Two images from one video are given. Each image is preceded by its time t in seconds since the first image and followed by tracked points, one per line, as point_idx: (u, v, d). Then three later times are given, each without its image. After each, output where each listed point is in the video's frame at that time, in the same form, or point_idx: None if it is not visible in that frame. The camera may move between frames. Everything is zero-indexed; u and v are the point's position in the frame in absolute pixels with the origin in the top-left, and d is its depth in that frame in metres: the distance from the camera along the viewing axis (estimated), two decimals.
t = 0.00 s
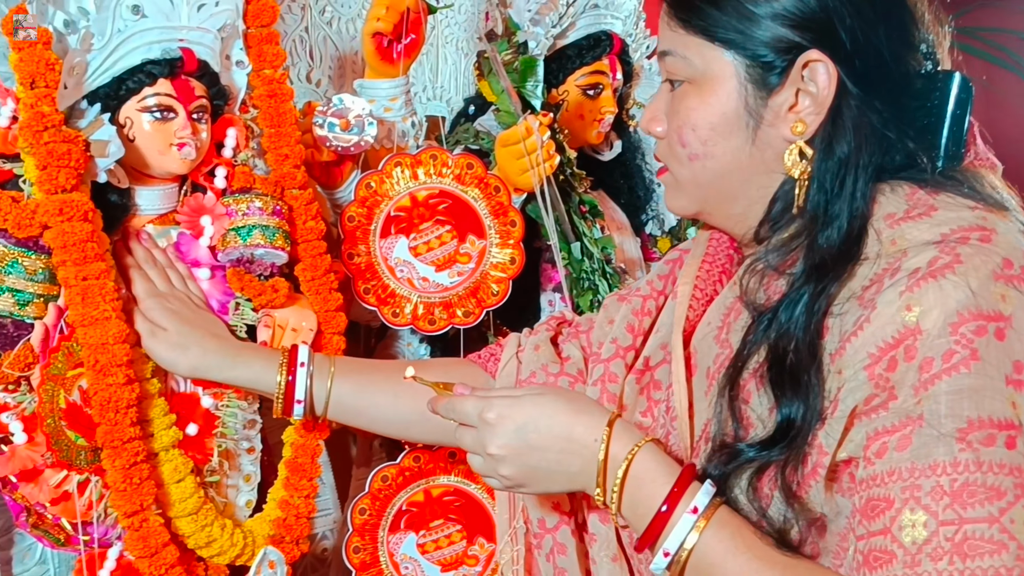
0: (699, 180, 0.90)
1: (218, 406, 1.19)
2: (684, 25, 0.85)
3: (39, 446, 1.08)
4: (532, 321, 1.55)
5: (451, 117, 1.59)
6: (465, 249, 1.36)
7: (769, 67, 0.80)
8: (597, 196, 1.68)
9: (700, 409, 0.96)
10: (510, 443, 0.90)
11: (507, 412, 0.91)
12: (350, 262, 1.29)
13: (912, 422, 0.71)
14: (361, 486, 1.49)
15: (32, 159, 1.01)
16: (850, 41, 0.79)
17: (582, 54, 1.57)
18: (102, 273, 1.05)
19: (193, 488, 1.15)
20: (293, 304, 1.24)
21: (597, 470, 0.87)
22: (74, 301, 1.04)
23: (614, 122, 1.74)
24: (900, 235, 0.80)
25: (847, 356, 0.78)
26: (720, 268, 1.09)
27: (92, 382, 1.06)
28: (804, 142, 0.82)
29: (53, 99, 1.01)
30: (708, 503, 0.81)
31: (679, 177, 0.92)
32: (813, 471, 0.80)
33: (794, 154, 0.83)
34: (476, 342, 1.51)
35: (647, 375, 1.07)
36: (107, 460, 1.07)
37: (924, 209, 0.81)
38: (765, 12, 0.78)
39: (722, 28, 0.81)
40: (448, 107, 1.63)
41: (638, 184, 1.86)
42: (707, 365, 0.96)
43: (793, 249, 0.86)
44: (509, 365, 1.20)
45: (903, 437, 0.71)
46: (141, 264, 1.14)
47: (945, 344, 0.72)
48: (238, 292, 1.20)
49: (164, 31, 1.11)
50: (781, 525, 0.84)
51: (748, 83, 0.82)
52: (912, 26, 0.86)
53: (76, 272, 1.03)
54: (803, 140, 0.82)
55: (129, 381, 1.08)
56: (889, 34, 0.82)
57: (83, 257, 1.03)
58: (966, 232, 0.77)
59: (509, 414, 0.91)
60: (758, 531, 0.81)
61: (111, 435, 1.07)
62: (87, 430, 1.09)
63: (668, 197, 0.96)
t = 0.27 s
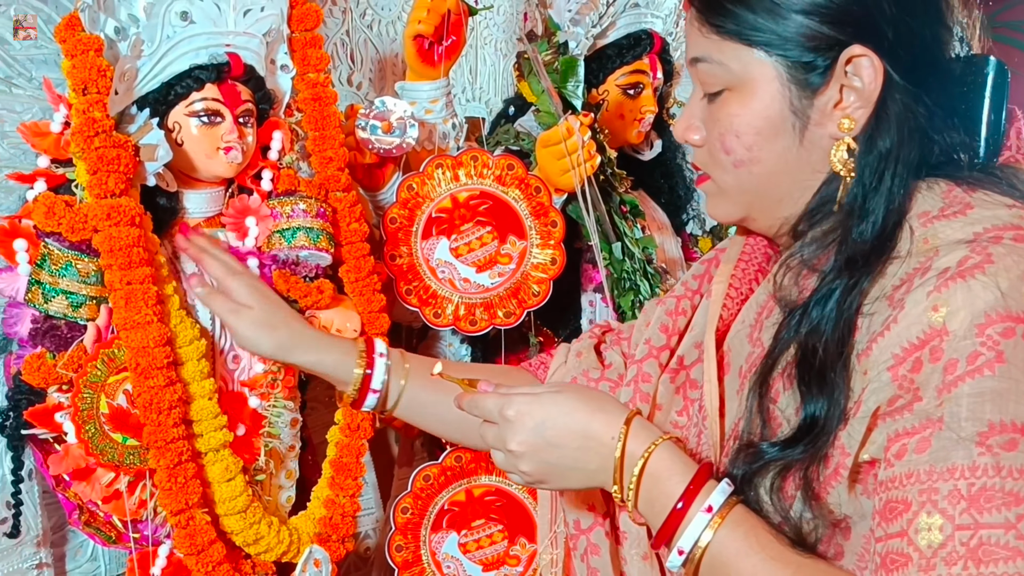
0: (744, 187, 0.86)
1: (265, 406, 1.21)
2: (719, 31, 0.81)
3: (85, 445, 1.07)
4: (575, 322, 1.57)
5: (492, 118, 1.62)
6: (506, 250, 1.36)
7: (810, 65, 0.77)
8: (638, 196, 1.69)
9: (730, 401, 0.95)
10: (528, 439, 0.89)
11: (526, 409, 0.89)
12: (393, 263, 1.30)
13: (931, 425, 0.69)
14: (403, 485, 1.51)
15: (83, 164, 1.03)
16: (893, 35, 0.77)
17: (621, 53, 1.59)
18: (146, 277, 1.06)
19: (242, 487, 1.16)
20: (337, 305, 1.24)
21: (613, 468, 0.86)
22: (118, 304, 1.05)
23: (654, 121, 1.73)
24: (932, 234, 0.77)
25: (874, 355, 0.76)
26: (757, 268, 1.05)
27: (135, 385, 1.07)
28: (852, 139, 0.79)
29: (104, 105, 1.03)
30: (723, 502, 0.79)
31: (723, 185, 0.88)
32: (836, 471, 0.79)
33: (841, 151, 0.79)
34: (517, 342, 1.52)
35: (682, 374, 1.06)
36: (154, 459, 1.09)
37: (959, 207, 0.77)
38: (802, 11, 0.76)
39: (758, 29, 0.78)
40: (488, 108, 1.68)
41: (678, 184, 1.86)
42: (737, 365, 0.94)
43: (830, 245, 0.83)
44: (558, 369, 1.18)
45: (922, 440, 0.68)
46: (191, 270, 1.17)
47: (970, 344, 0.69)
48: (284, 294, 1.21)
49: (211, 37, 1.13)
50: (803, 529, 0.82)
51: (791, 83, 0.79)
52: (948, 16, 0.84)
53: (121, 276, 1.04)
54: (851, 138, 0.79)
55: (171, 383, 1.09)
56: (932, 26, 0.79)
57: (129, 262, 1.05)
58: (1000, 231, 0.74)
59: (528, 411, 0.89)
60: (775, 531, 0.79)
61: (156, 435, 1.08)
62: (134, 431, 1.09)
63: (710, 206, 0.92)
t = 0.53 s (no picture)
0: (767, 190, 0.80)
1: (278, 406, 1.21)
2: (741, 28, 0.75)
3: (102, 443, 1.09)
4: (588, 321, 1.57)
5: (504, 118, 1.63)
6: (518, 249, 1.36)
7: (835, 62, 0.73)
8: (653, 196, 1.70)
9: (739, 399, 0.91)
10: (533, 442, 0.86)
11: (530, 412, 0.86)
12: (406, 263, 1.30)
13: (935, 425, 0.63)
14: (417, 485, 1.51)
15: (98, 165, 1.03)
16: (919, 28, 0.73)
17: (635, 53, 1.59)
18: (159, 277, 1.07)
19: (255, 487, 1.16)
20: (351, 305, 1.24)
21: (614, 468, 0.81)
22: (131, 304, 1.05)
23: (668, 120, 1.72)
24: (944, 233, 0.72)
25: (880, 355, 0.71)
26: (774, 269, 1.03)
27: (147, 384, 1.07)
28: (879, 138, 0.74)
29: (118, 106, 1.03)
30: (724, 503, 0.74)
31: (744, 185, 0.82)
32: (840, 470, 0.74)
33: (867, 149, 0.75)
34: (531, 342, 1.53)
35: (695, 378, 1.03)
36: (164, 459, 1.09)
37: (974, 205, 0.73)
38: (825, 8, 0.71)
39: (778, 28, 0.73)
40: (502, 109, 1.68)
41: (692, 183, 1.86)
42: (752, 360, 0.91)
43: (847, 236, 0.77)
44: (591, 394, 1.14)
45: (925, 440, 0.63)
46: (207, 270, 1.18)
47: (976, 343, 0.64)
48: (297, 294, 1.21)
49: (226, 38, 1.13)
50: (806, 530, 0.77)
51: (818, 81, 0.74)
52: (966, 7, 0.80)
53: (134, 276, 1.05)
54: (878, 136, 0.75)
55: (183, 382, 1.09)
56: (954, 13, 0.75)
57: (142, 262, 1.05)
58: (1012, 230, 0.69)
59: (532, 414, 0.86)
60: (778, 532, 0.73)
61: (167, 435, 1.08)
62: (149, 430, 1.09)
63: (728, 208, 0.86)
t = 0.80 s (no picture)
0: (763, 185, 0.80)
1: (277, 406, 1.21)
2: (741, 22, 0.75)
3: (99, 442, 1.08)
4: (588, 322, 1.57)
5: (504, 117, 1.63)
6: (518, 248, 1.35)
7: (834, 58, 0.72)
8: (654, 195, 1.69)
9: (739, 400, 0.91)
10: (527, 442, 0.85)
11: (524, 411, 0.86)
12: (405, 262, 1.30)
13: (927, 430, 0.63)
14: (417, 485, 1.50)
15: (95, 164, 1.03)
16: (920, 26, 0.72)
17: (636, 51, 1.58)
18: (156, 276, 1.06)
19: (253, 487, 1.16)
20: (349, 305, 1.24)
21: (608, 469, 0.81)
22: (129, 303, 1.05)
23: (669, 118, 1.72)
24: (944, 233, 0.71)
25: (875, 357, 0.70)
26: (776, 267, 1.02)
27: (146, 384, 1.07)
28: (878, 136, 0.74)
29: (115, 105, 1.03)
30: (716, 505, 0.74)
31: (741, 180, 0.82)
32: (833, 474, 0.73)
33: (865, 148, 0.74)
34: (531, 341, 1.52)
35: (697, 376, 1.03)
36: (163, 459, 1.09)
37: (976, 205, 0.72)
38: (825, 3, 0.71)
39: (778, 22, 0.73)
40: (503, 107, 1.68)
41: (693, 182, 1.85)
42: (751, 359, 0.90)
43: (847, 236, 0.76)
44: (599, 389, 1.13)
45: (917, 445, 0.63)
46: (205, 269, 1.18)
47: (970, 347, 0.63)
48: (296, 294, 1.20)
49: (223, 36, 1.13)
50: (798, 534, 0.76)
51: (815, 77, 0.73)
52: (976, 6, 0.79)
53: (131, 275, 1.05)
54: (877, 134, 0.74)
55: (182, 381, 1.09)
56: (958, 12, 0.75)
57: (139, 261, 1.05)
58: (1011, 232, 0.69)
59: (526, 414, 0.86)
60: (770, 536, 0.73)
61: (166, 435, 1.08)
62: (146, 430, 1.09)
63: (728, 203, 0.86)
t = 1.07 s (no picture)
0: (749, 179, 0.81)
1: (273, 406, 1.21)
2: (730, 15, 0.77)
3: (94, 444, 1.08)
4: (586, 321, 1.56)
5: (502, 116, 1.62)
6: (516, 248, 1.35)
7: (823, 55, 0.73)
8: (653, 194, 1.69)
9: (735, 404, 0.90)
10: (523, 449, 0.85)
11: (522, 417, 0.86)
12: (401, 262, 1.29)
13: (931, 438, 0.64)
14: (414, 485, 1.50)
15: (90, 164, 1.03)
16: (911, 26, 0.72)
17: (633, 50, 1.58)
18: (151, 276, 1.06)
19: (249, 488, 1.15)
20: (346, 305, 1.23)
21: (606, 476, 0.81)
22: (123, 304, 1.04)
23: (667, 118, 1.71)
24: (944, 234, 0.72)
25: (877, 362, 0.71)
26: (771, 266, 1.02)
27: (140, 385, 1.07)
28: (863, 135, 0.74)
29: (110, 105, 1.02)
30: (717, 513, 0.75)
31: (729, 174, 0.83)
32: (834, 482, 0.73)
33: (852, 147, 0.75)
34: (527, 340, 1.51)
35: (691, 375, 1.02)
36: (157, 460, 1.08)
37: (976, 204, 0.72)
38: None
39: (769, 16, 0.73)
40: (501, 106, 1.68)
41: (690, 181, 1.85)
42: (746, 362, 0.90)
43: (842, 242, 0.77)
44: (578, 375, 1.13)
45: (922, 454, 0.64)
46: (201, 270, 1.17)
47: (973, 352, 0.65)
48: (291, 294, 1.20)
49: (218, 36, 1.12)
50: (800, 544, 0.76)
51: (801, 74, 0.74)
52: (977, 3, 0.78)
53: (126, 276, 1.04)
54: (862, 133, 0.74)
55: (176, 382, 1.08)
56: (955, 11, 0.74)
57: (133, 261, 1.04)
58: (1014, 232, 0.70)
59: (524, 419, 0.86)
60: (772, 546, 0.74)
61: (160, 436, 1.08)
62: (142, 431, 1.09)
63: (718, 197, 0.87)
